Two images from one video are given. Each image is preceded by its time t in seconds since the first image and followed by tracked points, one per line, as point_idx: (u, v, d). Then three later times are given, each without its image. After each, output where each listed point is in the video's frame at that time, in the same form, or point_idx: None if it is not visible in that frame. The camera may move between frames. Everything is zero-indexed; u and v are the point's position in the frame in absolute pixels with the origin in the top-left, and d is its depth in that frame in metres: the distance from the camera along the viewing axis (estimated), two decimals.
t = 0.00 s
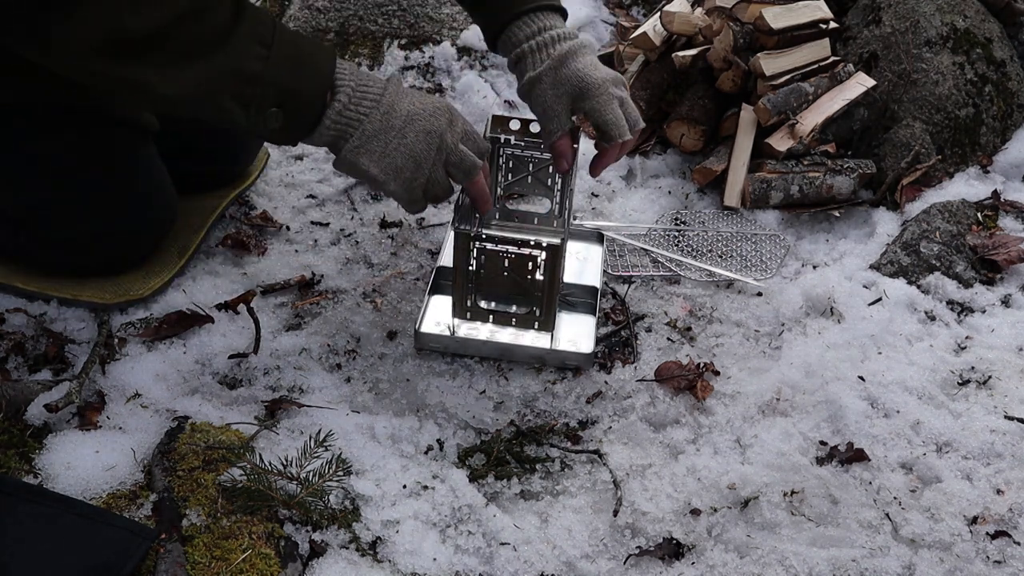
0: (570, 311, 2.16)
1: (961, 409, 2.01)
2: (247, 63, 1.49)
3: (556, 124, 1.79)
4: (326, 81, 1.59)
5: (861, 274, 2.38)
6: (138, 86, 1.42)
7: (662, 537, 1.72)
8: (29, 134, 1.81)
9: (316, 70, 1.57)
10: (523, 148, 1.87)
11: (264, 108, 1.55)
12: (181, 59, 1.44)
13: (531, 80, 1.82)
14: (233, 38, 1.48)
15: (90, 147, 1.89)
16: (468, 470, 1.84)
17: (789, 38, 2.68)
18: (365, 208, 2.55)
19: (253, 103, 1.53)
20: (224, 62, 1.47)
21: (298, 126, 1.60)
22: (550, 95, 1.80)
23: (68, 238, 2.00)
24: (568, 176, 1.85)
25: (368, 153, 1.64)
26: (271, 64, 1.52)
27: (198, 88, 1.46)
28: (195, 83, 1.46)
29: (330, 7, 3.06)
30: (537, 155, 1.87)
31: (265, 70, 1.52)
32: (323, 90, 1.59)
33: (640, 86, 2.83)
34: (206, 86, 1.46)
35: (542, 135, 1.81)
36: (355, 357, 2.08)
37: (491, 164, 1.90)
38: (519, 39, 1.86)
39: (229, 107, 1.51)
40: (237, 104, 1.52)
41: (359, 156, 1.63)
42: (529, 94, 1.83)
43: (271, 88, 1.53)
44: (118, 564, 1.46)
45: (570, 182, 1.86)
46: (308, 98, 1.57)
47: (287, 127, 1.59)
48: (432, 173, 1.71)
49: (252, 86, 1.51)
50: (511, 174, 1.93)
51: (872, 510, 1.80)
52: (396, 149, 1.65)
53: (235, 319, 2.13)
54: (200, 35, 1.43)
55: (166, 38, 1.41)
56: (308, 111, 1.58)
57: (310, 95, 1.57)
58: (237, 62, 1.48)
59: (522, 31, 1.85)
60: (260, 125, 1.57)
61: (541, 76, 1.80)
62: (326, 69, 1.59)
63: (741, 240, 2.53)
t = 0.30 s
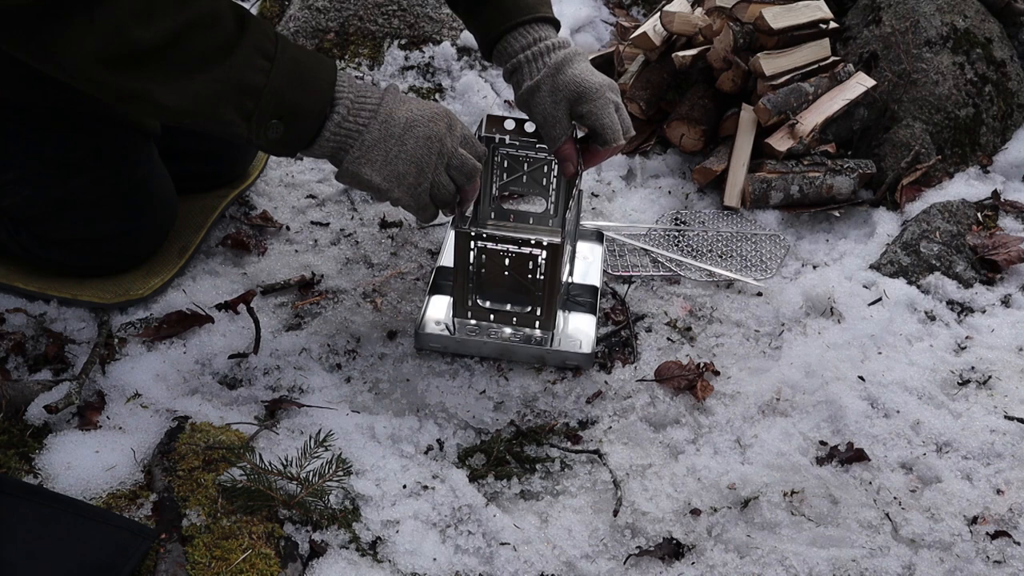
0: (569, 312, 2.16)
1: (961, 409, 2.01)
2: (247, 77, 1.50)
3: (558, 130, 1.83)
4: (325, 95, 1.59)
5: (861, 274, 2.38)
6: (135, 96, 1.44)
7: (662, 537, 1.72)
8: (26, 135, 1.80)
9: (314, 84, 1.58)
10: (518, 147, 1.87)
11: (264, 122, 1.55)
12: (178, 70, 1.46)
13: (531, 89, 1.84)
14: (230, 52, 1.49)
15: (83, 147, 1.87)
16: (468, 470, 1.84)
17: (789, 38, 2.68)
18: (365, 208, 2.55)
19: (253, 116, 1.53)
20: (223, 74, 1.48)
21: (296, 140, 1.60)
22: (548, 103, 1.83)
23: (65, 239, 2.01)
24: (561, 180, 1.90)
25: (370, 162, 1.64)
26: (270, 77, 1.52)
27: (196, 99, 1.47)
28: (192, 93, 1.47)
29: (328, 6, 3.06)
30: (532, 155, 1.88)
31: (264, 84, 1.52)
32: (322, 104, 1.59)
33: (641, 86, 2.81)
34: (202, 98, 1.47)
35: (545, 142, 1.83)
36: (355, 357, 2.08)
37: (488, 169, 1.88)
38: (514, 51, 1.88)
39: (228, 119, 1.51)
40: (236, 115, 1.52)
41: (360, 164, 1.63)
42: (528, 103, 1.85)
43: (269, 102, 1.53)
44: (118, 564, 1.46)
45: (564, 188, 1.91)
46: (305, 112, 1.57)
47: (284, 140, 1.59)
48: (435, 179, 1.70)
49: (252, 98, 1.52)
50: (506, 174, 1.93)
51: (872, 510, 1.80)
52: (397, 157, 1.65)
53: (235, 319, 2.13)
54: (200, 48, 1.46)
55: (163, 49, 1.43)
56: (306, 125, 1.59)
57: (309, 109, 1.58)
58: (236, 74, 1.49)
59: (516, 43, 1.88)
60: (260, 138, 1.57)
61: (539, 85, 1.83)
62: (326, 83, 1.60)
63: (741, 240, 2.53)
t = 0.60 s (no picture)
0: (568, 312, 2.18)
1: (961, 409, 2.01)
2: (241, 77, 1.50)
3: (570, 132, 1.83)
4: (318, 96, 1.59)
5: (861, 274, 2.38)
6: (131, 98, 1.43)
7: (662, 537, 1.72)
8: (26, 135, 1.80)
9: (308, 85, 1.58)
10: (519, 148, 1.84)
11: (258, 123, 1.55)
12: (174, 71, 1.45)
13: (541, 93, 1.82)
14: (224, 53, 1.49)
15: (82, 147, 1.87)
16: (468, 470, 1.84)
17: (789, 38, 2.68)
18: (365, 208, 2.55)
19: (247, 117, 1.54)
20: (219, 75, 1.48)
21: (289, 140, 1.60)
22: (559, 107, 1.82)
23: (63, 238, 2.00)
24: (560, 164, 1.86)
25: (365, 162, 1.64)
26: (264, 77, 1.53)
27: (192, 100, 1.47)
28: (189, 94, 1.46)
29: (327, 6, 3.07)
30: (532, 156, 1.85)
31: (258, 84, 1.52)
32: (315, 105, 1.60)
33: (641, 86, 2.82)
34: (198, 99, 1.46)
35: (558, 145, 1.83)
36: (355, 357, 2.08)
37: (487, 168, 1.85)
38: (518, 57, 1.85)
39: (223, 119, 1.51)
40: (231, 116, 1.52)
41: (355, 164, 1.64)
42: (538, 109, 1.83)
43: (263, 102, 1.53)
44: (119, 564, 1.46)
45: (565, 173, 1.86)
46: (299, 112, 1.58)
47: (278, 140, 1.59)
48: (429, 176, 1.71)
49: (248, 100, 1.52)
50: (506, 174, 1.89)
51: (872, 510, 1.80)
52: (392, 156, 1.65)
53: (235, 319, 2.13)
54: (195, 48, 1.45)
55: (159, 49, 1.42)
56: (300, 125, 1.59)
57: (303, 109, 1.58)
58: (232, 74, 1.49)
59: (520, 49, 1.86)
60: (255, 138, 1.57)
61: (548, 90, 1.81)
62: (319, 84, 1.60)
63: (740, 240, 2.53)
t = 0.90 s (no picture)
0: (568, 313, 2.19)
1: (961, 409, 2.01)
2: (227, 70, 1.50)
3: (574, 114, 1.81)
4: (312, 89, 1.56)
5: (861, 274, 2.38)
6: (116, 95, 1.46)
7: (662, 537, 1.72)
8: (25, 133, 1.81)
9: (302, 79, 1.54)
10: (518, 148, 1.93)
11: (247, 117, 1.54)
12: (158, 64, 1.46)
13: (542, 77, 1.78)
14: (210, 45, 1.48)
15: (84, 147, 1.88)
16: (467, 470, 1.84)
17: (789, 38, 2.68)
18: (365, 208, 2.55)
19: (235, 112, 1.53)
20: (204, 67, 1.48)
21: (283, 136, 1.57)
22: (561, 90, 1.80)
23: (62, 237, 2.01)
24: (560, 163, 1.93)
25: (365, 156, 1.60)
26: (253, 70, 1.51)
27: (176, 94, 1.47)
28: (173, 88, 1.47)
29: (327, 6, 3.07)
30: (531, 157, 1.93)
31: (245, 77, 1.50)
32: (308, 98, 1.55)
33: (640, 86, 2.81)
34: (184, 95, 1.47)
35: (561, 127, 1.81)
36: (355, 357, 2.09)
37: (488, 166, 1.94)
38: (517, 47, 1.82)
39: (208, 113, 1.51)
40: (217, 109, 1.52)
41: (354, 158, 1.60)
42: (541, 92, 1.79)
43: (252, 96, 1.52)
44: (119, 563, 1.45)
45: (564, 172, 1.93)
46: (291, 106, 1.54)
47: (271, 135, 1.57)
48: (431, 164, 1.67)
49: (235, 93, 1.51)
50: (506, 174, 1.97)
51: (872, 510, 1.80)
52: (390, 149, 1.61)
53: (235, 319, 2.13)
54: (178, 40, 1.46)
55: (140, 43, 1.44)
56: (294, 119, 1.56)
57: (297, 104, 1.54)
58: (217, 68, 1.49)
59: (518, 39, 1.82)
60: (246, 133, 1.56)
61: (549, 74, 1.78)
62: (312, 75, 1.55)
63: (741, 240, 2.53)
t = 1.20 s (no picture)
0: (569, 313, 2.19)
1: (961, 409, 2.01)
2: (257, 112, 1.37)
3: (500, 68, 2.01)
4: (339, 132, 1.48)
5: (861, 274, 2.38)
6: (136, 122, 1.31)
7: (662, 537, 1.72)
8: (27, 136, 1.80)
9: (330, 122, 1.46)
10: (517, 148, 1.90)
11: (272, 156, 1.44)
12: (183, 98, 1.31)
13: (461, 42, 1.95)
14: (239, 77, 1.35)
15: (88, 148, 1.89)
16: (468, 470, 1.84)
17: (789, 37, 2.68)
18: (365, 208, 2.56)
19: (259, 153, 1.42)
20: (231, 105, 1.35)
21: (305, 176, 1.49)
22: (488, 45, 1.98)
23: (62, 238, 2.01)
24: (559, 163, 1.90)
25: (381, 226, 1.62)
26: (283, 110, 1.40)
27: (202, 135, 1.34)
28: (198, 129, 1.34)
29: (327, 6, 3.07)
30: (531, 157, 1.90)
31: (272, 117, 1.39)
32: (334, 142, 1.48)
33: (640, 86, 2.81)
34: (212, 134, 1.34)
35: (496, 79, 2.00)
36: (356, 357, 2.09)
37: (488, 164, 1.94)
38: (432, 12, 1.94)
39: (230, 155, 1.39)
40: (241, 151, 1.40)
41: (352, 217, 1.61)
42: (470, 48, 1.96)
43: (279, 138, 1.42)
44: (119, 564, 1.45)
45: (564, 172, 1.91)
46: (318, 151, 1.47)
47: (293, 174, 1.48)
48: (448, 240, 1.68)
49: (263, 134, 1.40)
50: (506, 174, 1.96)
51: (872, 510, 1.80)
52: (388, 227, 1.62)
53: (235, 319, 2.13)
54: (203, 75, 1.31)
55: (165, 75, 1.28)
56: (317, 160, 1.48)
57: (323, 147, 1.46)
58: (245, 109, 1.36)
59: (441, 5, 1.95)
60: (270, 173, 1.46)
61: (471, 38, 1.95)
62: (343, 118, 1.47)
63: (741, 240, 2.53)
